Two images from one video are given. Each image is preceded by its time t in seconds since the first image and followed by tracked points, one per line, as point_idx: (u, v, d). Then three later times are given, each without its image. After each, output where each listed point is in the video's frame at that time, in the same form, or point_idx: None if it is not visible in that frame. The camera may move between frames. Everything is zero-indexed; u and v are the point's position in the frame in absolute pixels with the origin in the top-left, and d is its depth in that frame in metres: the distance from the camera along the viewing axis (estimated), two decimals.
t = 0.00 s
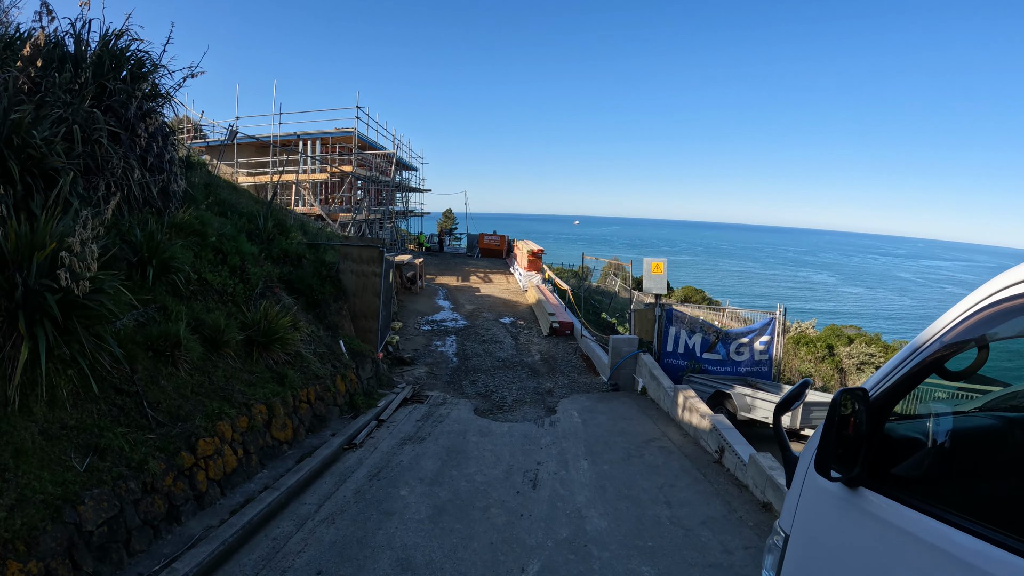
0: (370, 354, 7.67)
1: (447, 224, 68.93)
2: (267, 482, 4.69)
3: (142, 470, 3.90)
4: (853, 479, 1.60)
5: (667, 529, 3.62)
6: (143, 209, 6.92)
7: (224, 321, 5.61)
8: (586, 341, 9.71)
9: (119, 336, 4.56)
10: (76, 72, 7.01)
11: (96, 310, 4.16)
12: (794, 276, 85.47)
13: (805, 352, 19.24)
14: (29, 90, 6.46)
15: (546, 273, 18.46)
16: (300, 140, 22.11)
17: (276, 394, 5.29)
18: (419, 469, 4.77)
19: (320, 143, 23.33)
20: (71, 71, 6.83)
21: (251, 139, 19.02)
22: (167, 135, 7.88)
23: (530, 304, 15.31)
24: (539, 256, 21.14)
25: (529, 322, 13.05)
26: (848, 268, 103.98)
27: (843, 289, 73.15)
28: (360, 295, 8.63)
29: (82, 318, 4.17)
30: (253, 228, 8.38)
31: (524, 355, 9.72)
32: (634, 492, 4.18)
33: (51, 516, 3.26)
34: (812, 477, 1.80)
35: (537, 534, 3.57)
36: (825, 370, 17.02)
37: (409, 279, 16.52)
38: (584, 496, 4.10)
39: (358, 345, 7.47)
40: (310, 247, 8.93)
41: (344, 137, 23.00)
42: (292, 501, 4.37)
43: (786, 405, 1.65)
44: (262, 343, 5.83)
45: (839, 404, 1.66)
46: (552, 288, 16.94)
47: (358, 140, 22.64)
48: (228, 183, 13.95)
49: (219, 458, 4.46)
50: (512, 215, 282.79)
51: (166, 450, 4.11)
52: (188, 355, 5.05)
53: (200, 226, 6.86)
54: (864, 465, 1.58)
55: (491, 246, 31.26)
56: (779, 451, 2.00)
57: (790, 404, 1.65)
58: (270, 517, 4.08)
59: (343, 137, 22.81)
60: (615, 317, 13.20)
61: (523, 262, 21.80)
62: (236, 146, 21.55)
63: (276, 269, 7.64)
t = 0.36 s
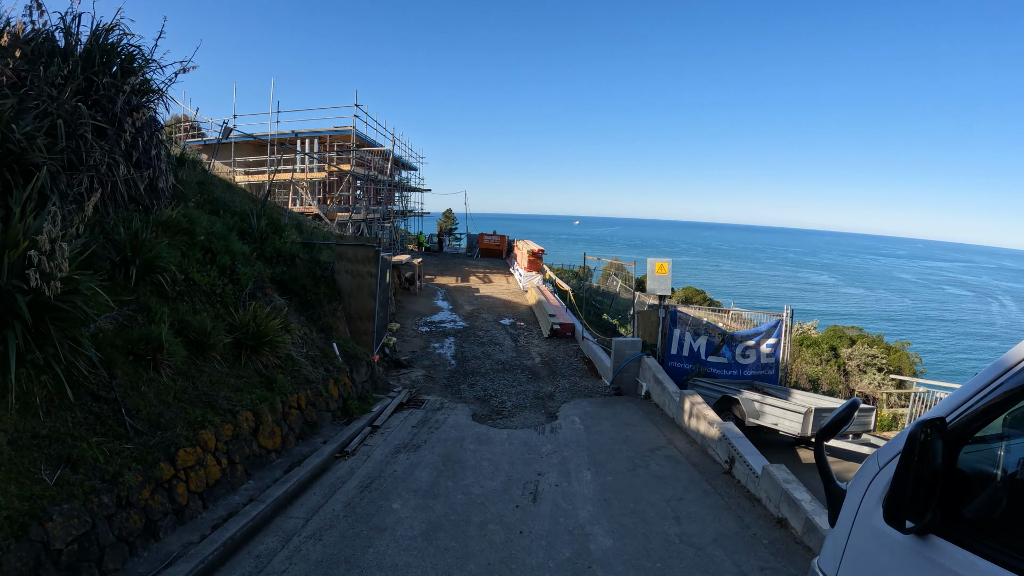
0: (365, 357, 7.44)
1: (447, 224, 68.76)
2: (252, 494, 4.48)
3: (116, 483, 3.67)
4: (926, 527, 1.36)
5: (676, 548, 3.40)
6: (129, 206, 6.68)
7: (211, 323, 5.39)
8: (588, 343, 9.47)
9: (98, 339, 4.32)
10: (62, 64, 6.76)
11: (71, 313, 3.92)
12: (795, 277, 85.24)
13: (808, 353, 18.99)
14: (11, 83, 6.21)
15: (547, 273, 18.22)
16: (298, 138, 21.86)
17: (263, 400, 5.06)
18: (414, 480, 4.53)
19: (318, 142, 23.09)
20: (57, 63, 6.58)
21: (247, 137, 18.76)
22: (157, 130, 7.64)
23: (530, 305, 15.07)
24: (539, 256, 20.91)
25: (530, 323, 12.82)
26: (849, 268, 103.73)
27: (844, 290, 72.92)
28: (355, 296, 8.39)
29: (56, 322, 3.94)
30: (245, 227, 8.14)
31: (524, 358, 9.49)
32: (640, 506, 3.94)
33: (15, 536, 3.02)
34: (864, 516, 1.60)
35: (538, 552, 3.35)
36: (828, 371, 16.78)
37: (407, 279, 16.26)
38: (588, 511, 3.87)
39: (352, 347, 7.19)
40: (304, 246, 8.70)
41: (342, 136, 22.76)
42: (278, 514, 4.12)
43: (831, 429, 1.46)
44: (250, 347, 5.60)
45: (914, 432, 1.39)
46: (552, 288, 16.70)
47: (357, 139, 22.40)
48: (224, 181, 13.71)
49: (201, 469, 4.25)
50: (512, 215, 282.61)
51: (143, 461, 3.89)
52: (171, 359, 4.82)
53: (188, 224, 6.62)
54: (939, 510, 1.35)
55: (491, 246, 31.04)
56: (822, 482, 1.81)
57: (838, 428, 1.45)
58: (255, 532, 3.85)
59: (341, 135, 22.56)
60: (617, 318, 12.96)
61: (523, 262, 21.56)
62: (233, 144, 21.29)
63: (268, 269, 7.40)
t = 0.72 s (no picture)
0: (361, 359, 7.22)
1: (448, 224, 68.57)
2: (236, 506, 4.29)
3: (88, 496, 3.45)
4: None
5: (686, 569, 3.19)
6: (115, 202, 6.45)
7: (196, 325, 5.18)
8: (590, 346, 9.23)
9: (75, 342, 4.10)
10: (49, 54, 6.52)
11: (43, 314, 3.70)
12: (796, 278, 84.94)
13: (811, 356, 18.72)
14: None
15: (547, 273, 17.99)
16: (297, 136, 21.62)
17: (250, 406, 4.85)
18: (407, 491, 4.31)
19: (317, 140, 22.85)
20: (44, 53, 6.36)
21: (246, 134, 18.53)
22: (148, 124, 7.42)
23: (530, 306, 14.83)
24: (540, 256, 20.66)
25: (530, 325, 12.58)
26: (850, 271, 103.47)
27: (845, 292, 72.59)
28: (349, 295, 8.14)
29: (27, 324, 3.72)
30: (238, 224, 7.91)
31: (524, 360, 9.25)
32: (647, 523, 3.72)
33: None
34: (940, 570, 1.54)
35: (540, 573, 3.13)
36: (832, 375, 16.51)
37: (405, 279, 16.02)
38: (591, 526, 3.67)
39: (347, 349, 6.93)
40: (299, 245, 8.46)
41: (342, 133, 22.51)
42: (263, 528, 3.88)
43: (895, 464, 1.40)
44: (239, 349, 5.39)
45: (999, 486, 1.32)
46: (552, 289, 16.45)
47: (356, 136, 22.16)
48: (219, 177, 13.46)
49: (181, 480, 4.06)
50: (513, 215, 282.55)
51: (117, 473, 3.68)
52: (153, 362, 4.60)
53: (176, 221, 6.40)
54: None
55: (491, 246, 30.81)
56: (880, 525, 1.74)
57: (900, 466, 1.41)
58: (240, 546, 3.62)
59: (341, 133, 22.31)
60: (619, 320, 12.72)
61: (524, 262, 21.31)
62: (231, 141, 21.04)
63: (260, 267, 7.16)
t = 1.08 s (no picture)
0: (355, 362, 6.99)
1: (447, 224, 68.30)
2: (218, 520, 4.08)
3: (58, 512, 3.23)
4: None
5: None
6: (100, 200, 6.23)
7: (181, 328, 4.97)
8: (591, 348, 9.01)
9: (50, 346, 3.89)
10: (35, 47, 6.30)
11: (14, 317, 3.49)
12: (796, 279, 84.77)
13: (814, 358, 18.48)
14: None
15: (548, 273, 17.76)
16: (295, 135, 21.39)
17: (236, 413, 4.66)
18: (400, 503, 4.09)
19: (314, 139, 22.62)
20: (29, 47, 6.11)
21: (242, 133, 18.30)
22: (136, 121, 7.16)
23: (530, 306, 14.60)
24: (539, 256, 20.44)
25: (529, 326, 12.37)
26: (851, 271, 103.27)
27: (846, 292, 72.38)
28: (343, 296, 7.90)
29: None
30: (229, 224, 7.69)
31: (523, 363, 9.02)
32: (654, 539, 3.50)
33: None
34: None
35: None
36: (836, 376, 16.29)
37: (403, 279, 15.81)
38: (593, 543, 3.45)
39: (340, 353, 6.71)
40: (292, 245, 8.24)
41: (340, 132, 22.28)
42: (246, 544, 3.66)
43: (969, 511, 1.40)
44: (226, 353, 5.18)
45: None
46: (552, 290, 16.22)
47: (354, 136, 21.94)
48: (214, 176, 13.24)
49: (159, 493, 3.85)
50: (513, 216, 282.33)
51: (90, 486, 3.46)
52: (133, 368, 4.38)
53: (163, 220, 6.19)
54: None
55: (490, 246, 30.60)
56: None
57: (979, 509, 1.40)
58: (221, 564, 3.40)
59: (339, 132, 22.09)
60: (620, 321, 12.50)
61: (524, 263, 21.08)
62: (227, 140, 20.82)
63: (251, 268, 6.95)
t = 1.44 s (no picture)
0: (349, 365, 6.78)
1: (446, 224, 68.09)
2: (199, 534, 3.89)
3: (27, 527, 3.02)
4: None
5: None
6: (85, 197, 6.02)
7: (165, 329, 4.77)
8: (592, 351, 8.81)
9: (25, 350, 3.68)
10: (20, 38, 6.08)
11: None
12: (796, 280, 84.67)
13: (816, 360, 18.28)
14: None
15: (547, 274, 17.55)
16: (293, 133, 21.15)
17: (221, 420, 4.47)
18: (392, 516, 3.89)
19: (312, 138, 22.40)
20: (16, 40, 5.86)
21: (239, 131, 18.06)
22: (125, 116, 6.92)
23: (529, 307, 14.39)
24: (539, 256, 20.24)
25: (529, 327, 12.16)
26: (850, 273, 103.20)
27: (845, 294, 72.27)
28: (337, 297, 7.68)
29: None
30: (221, 222, 7.49)
31: (522, 365, 8.82)
32: (661, 558, 3.30)
33: None
34: None
35: None
36: (839, 379, 16.09)
37: (401, 279, 15.61)
38: (597, 562, 3.25)
39: (333, 355, 6.49)
40: (285, 244, 8.02)
41: (338, 131, 22.06)
42: (229, 560, 3.45)
43: None
44: (212, 356, 4.98)
45: None
46: (552, 291, 16.00)
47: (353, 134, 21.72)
48: (209, 174, 13.01)
49: (137, 505, 3.64)
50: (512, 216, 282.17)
51: (63, 499, 3.26)
52: (113, 371, 4.17)
53: (151, 217, 5.99)
54: None
55: (489, 246, 30.41)
56: None
57: None
58: None
59: (337, 131, 21.87)
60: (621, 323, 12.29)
61: (523, 263, 20.88)
62: (224, 138, 20.58)
63: (242, 267, 6.74)
